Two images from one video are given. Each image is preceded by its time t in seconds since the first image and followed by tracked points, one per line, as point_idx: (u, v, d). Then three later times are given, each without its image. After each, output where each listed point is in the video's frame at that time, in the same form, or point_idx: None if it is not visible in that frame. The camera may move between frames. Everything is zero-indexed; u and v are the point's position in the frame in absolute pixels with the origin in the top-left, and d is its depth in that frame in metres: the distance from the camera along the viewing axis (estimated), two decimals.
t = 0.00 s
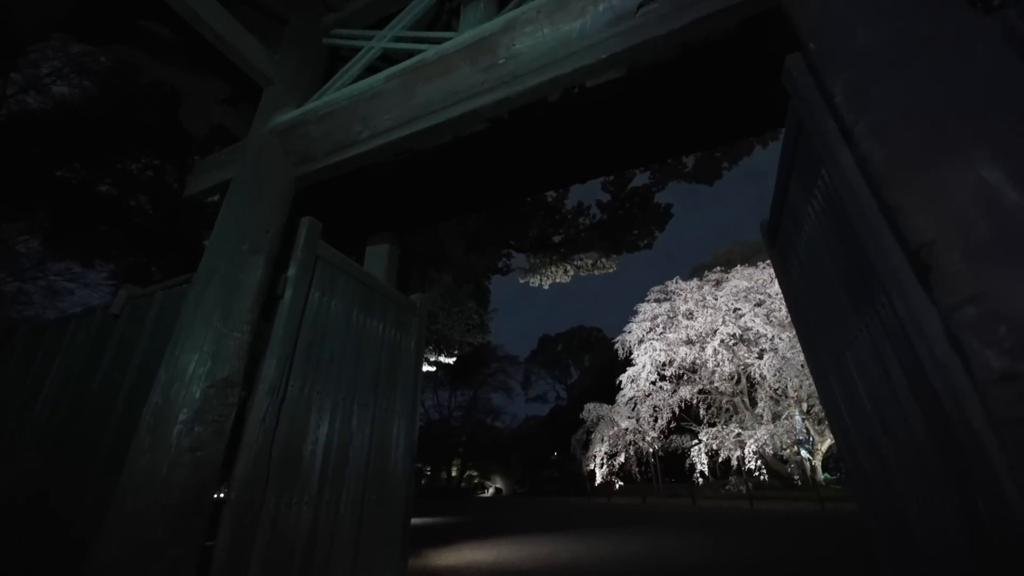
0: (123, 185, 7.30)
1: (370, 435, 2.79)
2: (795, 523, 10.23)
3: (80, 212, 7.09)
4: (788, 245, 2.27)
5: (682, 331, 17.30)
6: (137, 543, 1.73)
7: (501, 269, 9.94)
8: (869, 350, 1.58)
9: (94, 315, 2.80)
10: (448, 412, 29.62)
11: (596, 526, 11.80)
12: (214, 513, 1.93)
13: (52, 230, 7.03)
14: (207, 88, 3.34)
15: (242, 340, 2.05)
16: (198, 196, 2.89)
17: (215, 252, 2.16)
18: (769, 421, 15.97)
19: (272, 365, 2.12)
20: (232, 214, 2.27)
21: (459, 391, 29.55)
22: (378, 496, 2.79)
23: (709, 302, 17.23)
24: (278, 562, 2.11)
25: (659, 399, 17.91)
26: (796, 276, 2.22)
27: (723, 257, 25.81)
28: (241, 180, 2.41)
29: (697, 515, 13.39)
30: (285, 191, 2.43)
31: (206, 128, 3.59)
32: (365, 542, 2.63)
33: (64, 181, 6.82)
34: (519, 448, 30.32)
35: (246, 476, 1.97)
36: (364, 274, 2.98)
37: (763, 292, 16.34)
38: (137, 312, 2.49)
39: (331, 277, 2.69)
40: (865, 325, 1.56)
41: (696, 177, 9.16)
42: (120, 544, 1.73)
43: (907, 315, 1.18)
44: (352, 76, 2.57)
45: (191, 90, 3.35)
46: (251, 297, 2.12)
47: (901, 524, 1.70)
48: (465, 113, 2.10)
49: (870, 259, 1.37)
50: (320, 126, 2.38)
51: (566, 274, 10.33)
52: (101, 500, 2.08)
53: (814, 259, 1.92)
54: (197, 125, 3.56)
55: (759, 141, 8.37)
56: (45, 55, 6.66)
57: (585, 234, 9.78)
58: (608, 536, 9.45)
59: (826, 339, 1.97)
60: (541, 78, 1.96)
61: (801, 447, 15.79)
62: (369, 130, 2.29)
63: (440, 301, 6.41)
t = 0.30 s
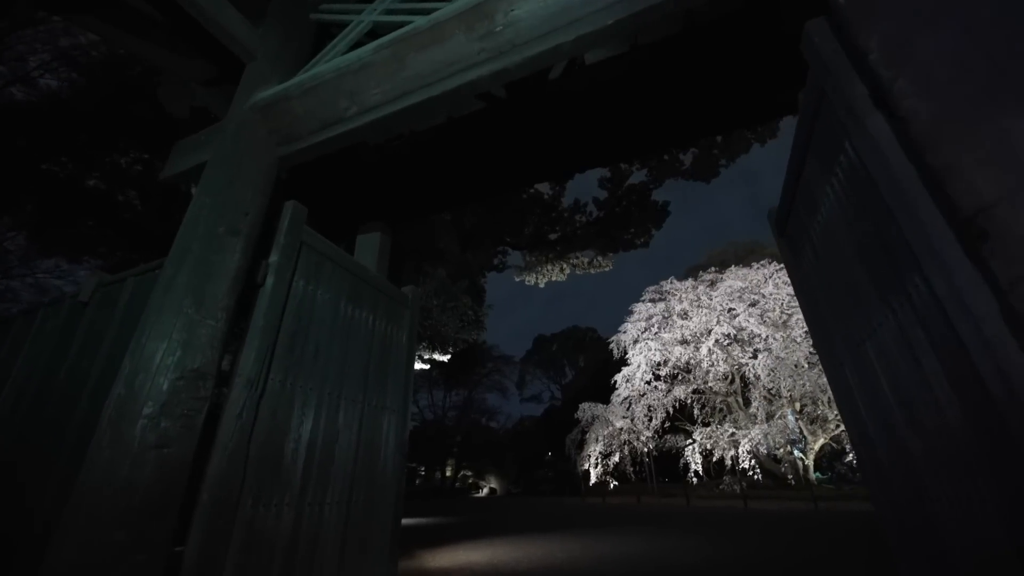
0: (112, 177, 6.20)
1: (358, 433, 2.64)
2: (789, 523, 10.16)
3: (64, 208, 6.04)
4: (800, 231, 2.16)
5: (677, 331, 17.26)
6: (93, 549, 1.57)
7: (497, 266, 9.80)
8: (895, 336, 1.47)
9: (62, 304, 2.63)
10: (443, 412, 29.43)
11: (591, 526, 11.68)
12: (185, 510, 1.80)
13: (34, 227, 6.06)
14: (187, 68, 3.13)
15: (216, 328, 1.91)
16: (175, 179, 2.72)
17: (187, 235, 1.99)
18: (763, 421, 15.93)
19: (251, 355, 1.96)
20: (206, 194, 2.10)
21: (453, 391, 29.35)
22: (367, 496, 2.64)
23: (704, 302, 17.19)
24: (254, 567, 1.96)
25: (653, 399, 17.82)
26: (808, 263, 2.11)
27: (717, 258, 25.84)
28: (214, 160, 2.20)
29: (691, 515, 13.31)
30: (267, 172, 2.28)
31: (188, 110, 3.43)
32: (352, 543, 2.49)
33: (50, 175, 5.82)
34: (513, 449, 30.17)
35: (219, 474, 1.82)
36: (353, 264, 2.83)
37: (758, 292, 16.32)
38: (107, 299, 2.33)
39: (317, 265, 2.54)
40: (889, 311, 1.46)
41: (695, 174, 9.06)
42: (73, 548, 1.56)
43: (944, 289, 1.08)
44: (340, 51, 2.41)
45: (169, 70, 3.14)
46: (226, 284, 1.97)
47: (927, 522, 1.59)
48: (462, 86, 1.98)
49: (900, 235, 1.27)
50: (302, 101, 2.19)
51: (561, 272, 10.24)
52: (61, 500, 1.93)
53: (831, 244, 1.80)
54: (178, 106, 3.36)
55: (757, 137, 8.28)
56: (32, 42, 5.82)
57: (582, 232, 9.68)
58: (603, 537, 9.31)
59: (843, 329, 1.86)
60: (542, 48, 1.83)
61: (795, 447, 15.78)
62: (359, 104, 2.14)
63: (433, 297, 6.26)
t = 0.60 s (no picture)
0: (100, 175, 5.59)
1: (345, 430, 2.49)
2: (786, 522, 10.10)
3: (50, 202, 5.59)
4: (815, 216, 2.04)
5: (672, 330, 17.24)
6: (42, 554, 1.42)
7: (492, 262, 9.66)
8: (926, 322, 1.35)
9: (26, 293, 2.46)
10: (437, 411, 29.26)
11: (586, 526, 11.57)
12: (151, 510, 1.67)
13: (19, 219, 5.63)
14: (166, 46, 2.95)
15: (187, 315, 1.76)
16: (150, 159, 2.55)
17: (155, 214, 1.83)
18: (758, 419, 15.89)
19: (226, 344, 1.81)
20: (178, 170, 1.94)
21: (448, 390, 29.16)
22: (353, 497, 2.50)
23: (699, 301, 17.14)
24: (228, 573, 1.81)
25: (649, 398, 17.80)
26: (824, 249, 1.99)
27: (713, 257, 25.83)
28: (188, 134, 2.04)
29: (687, 514, 13.25)
30: (245, 149, 2.12)
31: (168, 91, 3.27)
32: (337, 546, 2.35)
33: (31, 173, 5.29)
34: (509, 448, 29.96)
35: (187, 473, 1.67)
36: (340, 252, 2.68)
37: (754, 291, 16.28)
38: (72, 284, 2.18)
39: (302, 252, 2.39)
40: (920, 295, 1.34)
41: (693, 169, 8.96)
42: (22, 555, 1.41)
43: (995, 262, 0.96)
44: (325, 20, 2.24)
45: (147, 48, 2.96)
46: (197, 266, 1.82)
47: (955, 522, 1.47)
48: (451, 54, 1.84)
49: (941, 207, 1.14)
50: (284, 72, 2.04)
51: (557, 269, 10.14)
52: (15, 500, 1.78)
53: (851, 226, 1.69)
54: (157, 87, 3.18)
55: (756, 132, 8.18)
56: (16, 31, 4.84)
57: (578, 228, 9.57)
58: (599, 536, 9.19)
59: (864, 318, 1.73)
60: (538, 11, 1.70)
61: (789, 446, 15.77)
62: (344, 75, 1.98)
63: (427, 292, 6.11)
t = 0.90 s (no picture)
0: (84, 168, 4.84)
1: (324, 425, 2.33)
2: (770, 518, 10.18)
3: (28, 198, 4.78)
4: (824, 198, 1.93)
5: (661, 328, 17.34)
6: None
7: (481, 258, 9.50)
8: (956, 304, 1.24)
9: None
10: (425, 410, 29.00)
11: (575, 524, 11.51)
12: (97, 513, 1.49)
13: None
14: (132, 13, 2.71)
15: (144, 297, 1.59)
16: (108, 132, 2.33)
17: (106, 184, 1.65)
18: (744, 417, 15.99)
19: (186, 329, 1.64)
20: (132, 136, 1.76)
21: (435, 389, 28.93)
22: (332, 496, 2.33)
23: (687, 299, 17.24)
24: None
25: (637, 396, 17.90)
26: (833, 233, 1.89)
27: (700, 257, 25.99)
28: (147, 99, 1.85)
29: (674, 512, 13.27)
30: (212, 117, 1.93)
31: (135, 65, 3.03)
32: (314, 548, 2.19)
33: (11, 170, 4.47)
34: (496, 447, 29.77)
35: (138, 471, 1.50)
36: (319, 236, 2.50)
37: (741, 290, 16.38)
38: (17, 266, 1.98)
39: (274, 233, 2.21)
40: (949, 274, 1.24)
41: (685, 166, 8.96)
42: None
43: None
44: None
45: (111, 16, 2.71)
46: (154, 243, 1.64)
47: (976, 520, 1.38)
48: (439, 14, 1.68)
49: (984, 172, 1.03)
50: (255, 33, 1.86)
51: (547, 266, 10.02)
52: None
53: (867, 206, 1.59)
54: (123, 59, 2.93)
55: (746, 129, 8.22)
56: None
57: (569, 224, 9.41)
58: (587, 535, 9.08)
59: (879, 305, 1.63)
60: None
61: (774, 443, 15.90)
62: (322, 37, 1.81)
63: (412, 285, 5.91)
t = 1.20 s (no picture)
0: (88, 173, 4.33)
1: (305, 419, 2.17)
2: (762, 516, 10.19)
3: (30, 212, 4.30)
4: (841, 176, 1.82)
5: (653, 327, 17.42)
6: None
7: (474, 253, 9.33)
8: (1000, 281, 1.14)
9: None
10: (416, 408, 28.80)
11: (567, 522, 11.40)
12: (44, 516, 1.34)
13: None
14: None
15: (98, 277, 1.43)
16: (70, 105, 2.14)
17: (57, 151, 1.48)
18: (736, 415, 15.97)
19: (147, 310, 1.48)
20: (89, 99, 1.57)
21: (427, 387, 28.73)
22: (314, 495, 2.18)
23: (680, 298, 17.32)
24: None
25: (629, 394, 17.91)
26: (850, 213, 1.78)
27: (692, 256, 26.05)
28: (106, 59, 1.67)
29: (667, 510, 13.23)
30: (182, 82, 1.77)
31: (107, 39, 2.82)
32: (292, 551, 2.03)
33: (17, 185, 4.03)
34: (488, 446, 29.58)
35: (92, 467, 1.36)
36: (302, 219, 2.33)
37: (733, 289, 16.44)
38: None
39: (251, 212, 2.05)
40: (995, 249, 1.13)
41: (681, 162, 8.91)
42: None
43: None
44: None
45: None
46: (109, 216, 1.47)
47: (1013, 516, 1.27)
48: None
49: None
50: None
51: (541, 262, 9.88)
52: None
53: (895, 182, 1.48)
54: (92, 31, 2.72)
55: (743, 125, 8.23)
56: None
57: (563, 220, 9.30)
58: (580, 535, 8.94)
59: (903, 287, 1.52)
60: None
61: (765, 442, 15.88)
62: None
63: (401, 278, 5.71)
